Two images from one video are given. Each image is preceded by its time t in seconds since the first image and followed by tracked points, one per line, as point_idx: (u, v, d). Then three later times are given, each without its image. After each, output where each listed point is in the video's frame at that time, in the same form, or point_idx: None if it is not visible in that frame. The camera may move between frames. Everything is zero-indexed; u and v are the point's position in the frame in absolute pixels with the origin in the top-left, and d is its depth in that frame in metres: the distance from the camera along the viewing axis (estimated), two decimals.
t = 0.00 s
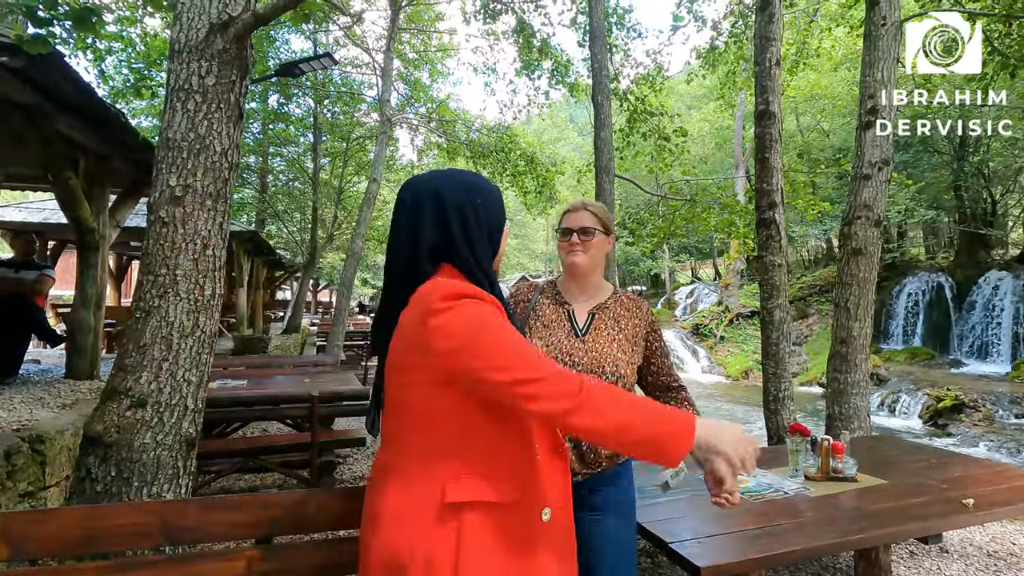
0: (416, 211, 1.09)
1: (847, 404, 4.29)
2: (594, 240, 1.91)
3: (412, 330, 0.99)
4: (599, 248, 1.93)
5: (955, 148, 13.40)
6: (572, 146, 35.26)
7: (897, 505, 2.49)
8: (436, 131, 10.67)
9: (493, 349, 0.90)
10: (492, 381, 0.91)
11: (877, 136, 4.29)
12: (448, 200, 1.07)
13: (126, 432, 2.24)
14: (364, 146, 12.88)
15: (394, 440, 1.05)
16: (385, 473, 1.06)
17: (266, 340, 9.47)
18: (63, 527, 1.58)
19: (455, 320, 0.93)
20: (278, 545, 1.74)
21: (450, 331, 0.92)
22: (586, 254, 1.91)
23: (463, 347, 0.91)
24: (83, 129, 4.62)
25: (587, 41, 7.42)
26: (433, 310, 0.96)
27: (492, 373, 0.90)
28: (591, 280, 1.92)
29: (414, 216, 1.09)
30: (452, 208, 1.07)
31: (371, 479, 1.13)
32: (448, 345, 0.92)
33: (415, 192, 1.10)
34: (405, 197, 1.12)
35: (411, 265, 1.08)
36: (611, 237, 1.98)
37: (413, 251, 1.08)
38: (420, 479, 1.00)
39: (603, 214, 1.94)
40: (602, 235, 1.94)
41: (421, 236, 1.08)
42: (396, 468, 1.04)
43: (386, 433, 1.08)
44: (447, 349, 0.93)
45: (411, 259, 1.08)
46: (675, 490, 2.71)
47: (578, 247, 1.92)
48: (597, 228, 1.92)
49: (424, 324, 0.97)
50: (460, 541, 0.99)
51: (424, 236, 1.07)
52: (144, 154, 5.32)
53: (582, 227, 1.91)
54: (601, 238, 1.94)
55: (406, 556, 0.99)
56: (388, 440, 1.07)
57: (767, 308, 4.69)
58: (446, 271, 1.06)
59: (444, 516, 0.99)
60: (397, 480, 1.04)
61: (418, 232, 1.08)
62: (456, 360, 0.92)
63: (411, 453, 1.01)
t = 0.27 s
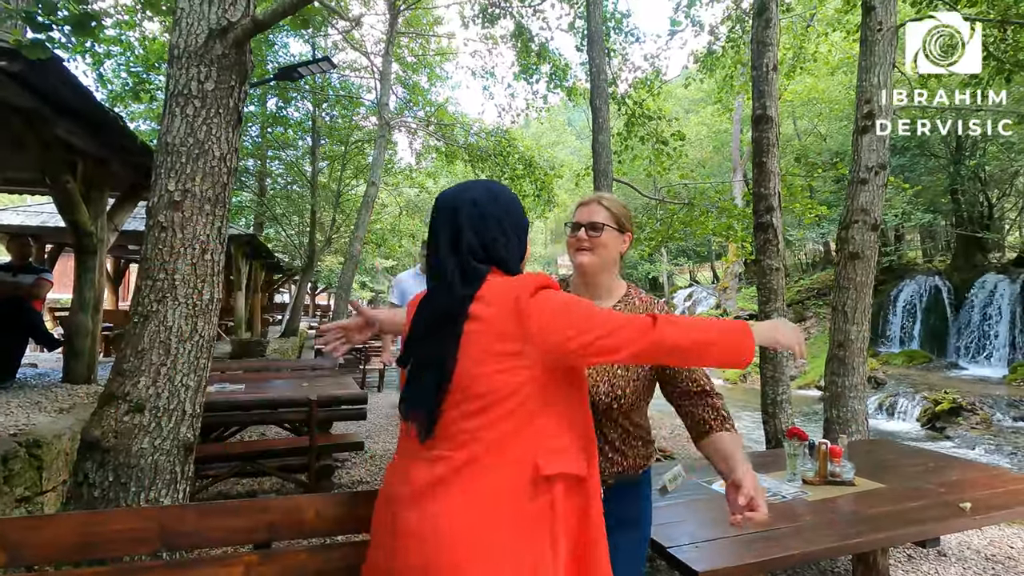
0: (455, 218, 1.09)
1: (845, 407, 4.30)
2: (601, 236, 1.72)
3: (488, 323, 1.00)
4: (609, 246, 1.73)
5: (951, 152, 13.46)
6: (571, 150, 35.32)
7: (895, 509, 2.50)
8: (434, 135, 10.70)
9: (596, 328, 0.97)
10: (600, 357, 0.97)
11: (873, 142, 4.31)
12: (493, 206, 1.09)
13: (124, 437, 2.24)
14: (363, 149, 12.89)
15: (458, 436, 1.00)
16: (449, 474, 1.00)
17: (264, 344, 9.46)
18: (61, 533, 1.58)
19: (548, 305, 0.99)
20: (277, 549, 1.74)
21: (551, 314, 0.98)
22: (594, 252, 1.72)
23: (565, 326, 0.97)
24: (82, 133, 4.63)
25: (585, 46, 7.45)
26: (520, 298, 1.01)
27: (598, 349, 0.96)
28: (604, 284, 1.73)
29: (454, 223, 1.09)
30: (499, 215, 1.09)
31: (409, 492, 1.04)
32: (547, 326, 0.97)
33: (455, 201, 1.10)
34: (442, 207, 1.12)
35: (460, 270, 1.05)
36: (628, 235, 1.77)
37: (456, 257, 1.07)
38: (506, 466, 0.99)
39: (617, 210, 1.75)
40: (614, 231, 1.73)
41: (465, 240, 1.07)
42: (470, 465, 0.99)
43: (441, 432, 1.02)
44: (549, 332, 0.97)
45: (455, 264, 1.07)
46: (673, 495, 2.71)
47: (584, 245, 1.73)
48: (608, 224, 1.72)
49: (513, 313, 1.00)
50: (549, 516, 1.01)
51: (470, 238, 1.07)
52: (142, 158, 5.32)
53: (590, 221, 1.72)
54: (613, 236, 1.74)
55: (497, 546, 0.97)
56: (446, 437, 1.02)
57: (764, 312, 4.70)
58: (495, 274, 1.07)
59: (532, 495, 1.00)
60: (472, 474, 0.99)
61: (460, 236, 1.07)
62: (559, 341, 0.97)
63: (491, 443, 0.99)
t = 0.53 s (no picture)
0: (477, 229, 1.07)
1: (843, 411, 4.30)
2: (580, 246, 1.48)
3: (524, 316, 1.07)
4: (587, 257, 1.49)
5: (948, 156, 13.52)
6: (569, 154, 35.38)
7: (893, 512, 2.50)
8: (433, 139, 10.72)
9: (623, 306, 1.09)
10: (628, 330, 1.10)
11: (870, 146, 4.33)
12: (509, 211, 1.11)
13: (121, 440, 2.23)
14: (361, 153, 12.92)
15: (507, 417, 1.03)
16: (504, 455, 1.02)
17: (262, 347, 9.45)
18: (58, 537, 1.58)
19: (576, 291, 1.10)
20: (274, 554, 1.74)
21: (584, 300, 1.08)
22: (569, 261, 1.49)
23: (598, 306, 1.09)
24: (80, 137, 4.63)
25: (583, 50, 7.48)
26: (550, 289, 1.10)
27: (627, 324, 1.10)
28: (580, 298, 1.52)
29: (474, 233, 1.07)
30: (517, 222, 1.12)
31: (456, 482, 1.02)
32: (583, 311, 1.08)
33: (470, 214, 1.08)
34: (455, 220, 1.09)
35: (486, 275, 1.06)
36: (612, 245, 1.54)
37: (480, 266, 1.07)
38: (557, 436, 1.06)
39: (605, 216, 1.51)
40: (593, 240, 1.49)
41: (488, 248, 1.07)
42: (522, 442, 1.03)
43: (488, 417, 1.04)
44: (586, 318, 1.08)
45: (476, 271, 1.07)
46: (672, 498, 2.71)
47: (559, 252, 1.50)
48: (587, 231, 1.48)
49: (548, 302, 1.08)
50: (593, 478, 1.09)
51: (492, 246, 1.07)
52: (141, 162, 5.32)
53: (567, 227, 1.49)
54: (592, 245, 1.49)
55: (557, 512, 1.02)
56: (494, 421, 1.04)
57: (762, 315, 4.70)
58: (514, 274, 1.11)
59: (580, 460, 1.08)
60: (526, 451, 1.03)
61: (483, 247, 1.07)
62: (596, 321, 1.08)
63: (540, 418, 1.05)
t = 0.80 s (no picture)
0: (476, 242, 1.22)
1: (840, 413, 4.30)
2: (551, 250, 1.49)
3: (535, 307, 1.20)
4: (558, 259, 1.50)
5: (944, 159, 13.58)
6: (567, 156, 35.42)
7: (890, 515, 2.49)
8: (430, 142, 10.73)
9: (609, 293, 1.29)
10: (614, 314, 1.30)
11: (866, 148, 4.34)
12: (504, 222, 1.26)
13: (116, 444, 2.21)
14: (359, 155, 12.90)
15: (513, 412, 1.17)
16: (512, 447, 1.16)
17: (259, 350, 9.41)
18: (53, 541, 1.56)
19: (571, 286, 1.26)
20: (270, 558, 1.72)
21: (578, 289, 1.25)
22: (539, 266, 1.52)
23: (588, 297, 1.26)
24: (77, 139, 4.62)
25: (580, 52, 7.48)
26: (549, 283, 1.25)
27: (615, 307, 1.30)
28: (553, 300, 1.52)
29: (477, 246, 1.23)
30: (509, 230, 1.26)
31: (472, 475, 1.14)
32: (580, 301, 1.24)
33: (467, 228, 1.22)
34: (456, 234, 1.23)
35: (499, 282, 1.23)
36: (589, 253, 1.54)
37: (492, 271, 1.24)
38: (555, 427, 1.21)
39: (579, 220, 1.52)
40: (566, 247, 1.51)
41: (495, 254, 1.24)
42: (525, 433, 1.18)
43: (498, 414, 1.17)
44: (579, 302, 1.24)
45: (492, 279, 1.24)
46: (670, 501, 2.70)
47: (533, 255, 1.52)
48: (559, 238, 1.51)
49: (547, 296, 1.22)
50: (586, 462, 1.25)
51: (500, 251, 1.24)
52: (137, 164, 5.31)
53: (540, 230, 1.52)
54: (564, 253, 1.51)
55: (558, 495, 1.16)
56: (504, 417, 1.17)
57: (759, 318, 4.70)
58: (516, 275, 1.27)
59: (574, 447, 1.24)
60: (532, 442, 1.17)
61: (489, 258, 1.23)
62: (588, 310, 1.25)
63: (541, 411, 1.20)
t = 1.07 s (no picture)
0: (466, 252, 1.42)
1: (835, 414, 4.32)
2: (549, 259, 1.55)
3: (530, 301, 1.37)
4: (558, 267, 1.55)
5: (936, 161, 13.68)
6: (562, 159, 35.44)
7: (884, 515, 2.51)
8: (426, 144, 10.73)
9: (602, 288, 1.41)
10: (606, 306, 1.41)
11: (860, 151, 4.37)
12: (495, 233, 1.44)
13: (110, 446, 2.20)
14: (354, 157, 12.88)
15: (512, 404, 1.32)
16: (513, 437, 1.29)
17: (254, 353, 9.38)
18: (47, 544, 1.55)
19: (562, 280, 1.40)
20: (264, 561, 1.71)
21: (571, 284, 1.38)
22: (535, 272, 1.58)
23: (579, 289, 1.38)
24: (72, 141, 4.61)
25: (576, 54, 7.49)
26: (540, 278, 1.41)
27: (608, 301, 1.42)
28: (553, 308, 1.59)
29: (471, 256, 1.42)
30: (498, 240, 1.45)
31: (475, 458, 1.27)
32: (572, 293, 1.37)
33: (463, 242, 1.42)
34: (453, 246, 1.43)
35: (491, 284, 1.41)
36: (585, 260, 1.60)
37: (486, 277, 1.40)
38: (556, 429, 1.35)
39: (575, 227, 1.58)
40: (562, 257, 1.57)
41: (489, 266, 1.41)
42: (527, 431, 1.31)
43: (500, 406, 1.32)
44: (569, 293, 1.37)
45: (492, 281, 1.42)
46: (665, 502, 2.71)
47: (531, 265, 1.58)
48: (556, 249, 1.56)
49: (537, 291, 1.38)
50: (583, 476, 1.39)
51: (491, 261, 1.42)
52: (132, 166, 5.30)
53: (537, 241, 1.57)
54: (562, 263, 1.57)
55: (551, 491, 1.29)
56: (502, 406, 1.32)
57: (754, 320, 4.72)
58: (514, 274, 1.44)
59: (574, 457, 1.37)
60: (533, 438, 1.31)
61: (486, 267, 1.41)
62: (581, 302, 1.37)
63: (544, 413, 1.35)
